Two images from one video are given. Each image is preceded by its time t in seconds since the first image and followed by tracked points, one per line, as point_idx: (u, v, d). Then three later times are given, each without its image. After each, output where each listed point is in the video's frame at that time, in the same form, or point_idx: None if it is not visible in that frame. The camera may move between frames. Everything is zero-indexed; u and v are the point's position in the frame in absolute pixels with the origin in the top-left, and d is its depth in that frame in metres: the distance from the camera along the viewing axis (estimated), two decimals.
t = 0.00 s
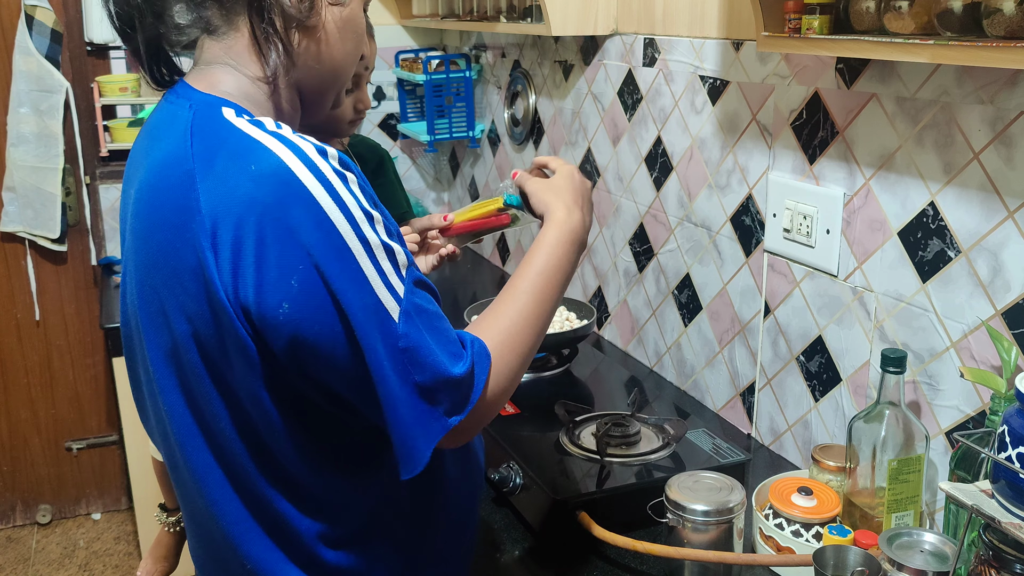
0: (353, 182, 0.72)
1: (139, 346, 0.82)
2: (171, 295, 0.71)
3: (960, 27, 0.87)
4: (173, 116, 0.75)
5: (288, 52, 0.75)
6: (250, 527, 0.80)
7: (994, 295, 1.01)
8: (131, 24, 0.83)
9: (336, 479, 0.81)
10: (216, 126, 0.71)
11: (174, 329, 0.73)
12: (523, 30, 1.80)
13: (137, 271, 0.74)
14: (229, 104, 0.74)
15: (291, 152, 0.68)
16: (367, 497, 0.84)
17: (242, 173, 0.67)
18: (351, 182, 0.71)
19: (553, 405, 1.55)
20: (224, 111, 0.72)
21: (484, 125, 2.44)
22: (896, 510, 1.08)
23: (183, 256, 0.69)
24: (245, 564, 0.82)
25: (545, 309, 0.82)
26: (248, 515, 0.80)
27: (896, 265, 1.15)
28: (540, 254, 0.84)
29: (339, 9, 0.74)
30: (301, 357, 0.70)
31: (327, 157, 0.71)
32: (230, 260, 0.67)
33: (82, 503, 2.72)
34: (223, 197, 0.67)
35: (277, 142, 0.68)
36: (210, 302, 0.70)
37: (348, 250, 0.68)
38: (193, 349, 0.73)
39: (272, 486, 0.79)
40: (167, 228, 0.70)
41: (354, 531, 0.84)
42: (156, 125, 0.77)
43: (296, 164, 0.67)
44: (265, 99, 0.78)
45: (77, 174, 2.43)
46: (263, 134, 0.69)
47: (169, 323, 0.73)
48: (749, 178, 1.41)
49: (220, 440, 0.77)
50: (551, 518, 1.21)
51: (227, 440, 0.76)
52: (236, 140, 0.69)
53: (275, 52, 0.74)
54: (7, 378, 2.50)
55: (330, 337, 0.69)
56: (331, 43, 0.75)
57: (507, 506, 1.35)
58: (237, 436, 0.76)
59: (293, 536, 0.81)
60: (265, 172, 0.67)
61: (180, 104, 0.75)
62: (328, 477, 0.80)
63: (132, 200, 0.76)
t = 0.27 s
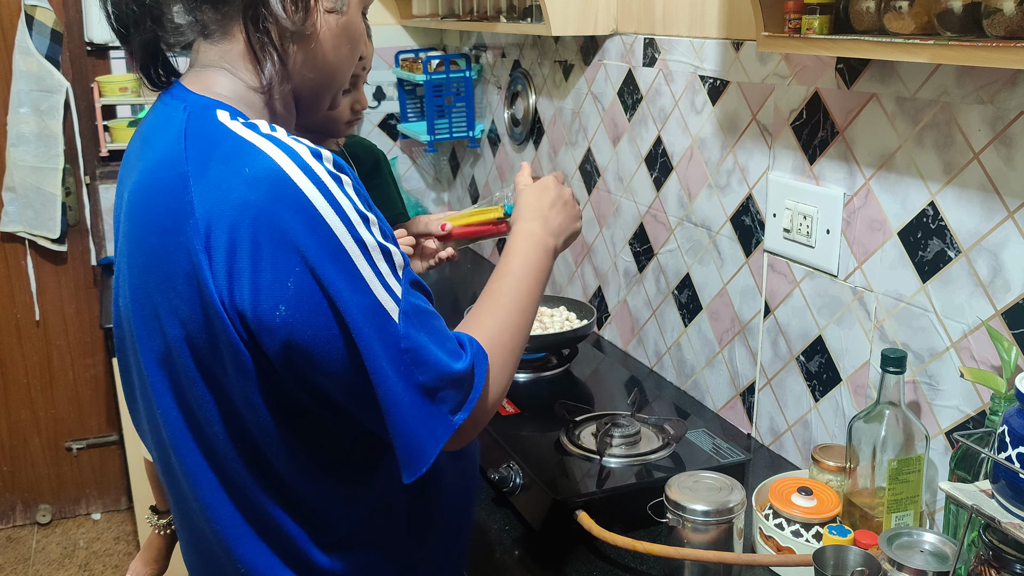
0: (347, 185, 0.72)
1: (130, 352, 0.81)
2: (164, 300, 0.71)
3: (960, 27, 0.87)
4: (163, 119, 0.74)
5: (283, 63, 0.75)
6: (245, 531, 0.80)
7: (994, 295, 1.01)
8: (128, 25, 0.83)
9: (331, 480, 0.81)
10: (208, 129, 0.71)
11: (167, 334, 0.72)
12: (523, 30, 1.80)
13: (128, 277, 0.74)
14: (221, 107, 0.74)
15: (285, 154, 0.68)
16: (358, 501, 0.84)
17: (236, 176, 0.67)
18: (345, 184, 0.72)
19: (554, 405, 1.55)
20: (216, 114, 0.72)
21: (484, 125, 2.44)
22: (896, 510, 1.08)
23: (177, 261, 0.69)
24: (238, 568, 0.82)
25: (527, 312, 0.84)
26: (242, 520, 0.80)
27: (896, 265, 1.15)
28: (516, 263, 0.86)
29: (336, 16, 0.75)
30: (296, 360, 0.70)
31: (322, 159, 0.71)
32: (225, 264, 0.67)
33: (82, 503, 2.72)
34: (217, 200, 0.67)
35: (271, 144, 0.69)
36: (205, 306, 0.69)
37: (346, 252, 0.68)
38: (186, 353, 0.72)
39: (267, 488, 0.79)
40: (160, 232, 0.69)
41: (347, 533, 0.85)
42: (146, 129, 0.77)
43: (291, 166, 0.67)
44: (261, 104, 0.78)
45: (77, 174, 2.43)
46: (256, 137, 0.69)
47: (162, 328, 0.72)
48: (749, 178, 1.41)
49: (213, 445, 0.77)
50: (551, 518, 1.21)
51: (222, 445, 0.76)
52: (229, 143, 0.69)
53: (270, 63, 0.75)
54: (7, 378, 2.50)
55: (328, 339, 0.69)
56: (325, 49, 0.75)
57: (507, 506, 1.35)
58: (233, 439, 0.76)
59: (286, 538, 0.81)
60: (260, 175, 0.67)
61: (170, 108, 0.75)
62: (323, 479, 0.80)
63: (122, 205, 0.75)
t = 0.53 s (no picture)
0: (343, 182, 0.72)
1: (124, 354, 0.81)
2: (160, 302, 0.71)
3: (960, 27, 0.87)
4: (156, 121, 0.74)
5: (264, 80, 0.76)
6: (240, 534, 0.80)
7: (994, 295, 1.01)
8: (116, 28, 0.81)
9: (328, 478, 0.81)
10: (201, 130, 0.71)
11: (163, 336, 0.72)
12: (523, 30, 1.80)
13: (122, 280, 0.74)
14: (214, 107, 0.73)
15: (280, 154, 0.68)
16: (354, 499, 0.84)
17: (232, 177, 0.67)
18: (341, 182, 0.72)
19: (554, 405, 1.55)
20: (209, 115, 0.72)
21: (484, 125, 2.45)
22: (896, 510, 1.08)
23: (173, 263, 0.69)
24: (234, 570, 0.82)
25: (540, 307, 0.84)
26: (237, 522, 0.80)
27: (896, 265, 1.15)
28: (539, 254, 0.86)
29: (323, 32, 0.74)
30: (295, 360, 0.70)
31: (317, 158, 0.71)
32: (222, 265, 0.67)
33: (82, 503, 2.72)
34: (213, 202, 0.67)
35: (265, 144, 0.68)
36: (201, 308, 0.69)
37: (344, 249, 0.68)
38: (182, 355, 0.72)
39: (263, 488, 0.79)
40: (155, 235, 0.69)
41: (346, 532, 0.85)
42: (139, 131, 0.76)
43: (286, 166, 0.67)
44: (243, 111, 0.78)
45: (77, 174, 2.43)
46: (249, 137, 0.69)
47: (157, 330, 0.72)
48: (749, 179, 1.41)
49: (208, 447, 0.77)
50: (551, 519, 1.21)
51: (218, 447, 0.76)
52: (223, 143, 0.69)
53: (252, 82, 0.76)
54: (7, 378, 2.50)
55: (326, 339, 0.69)
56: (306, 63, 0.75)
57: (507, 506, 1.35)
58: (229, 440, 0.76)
59: (280, 539, 0.81)
60: (256, 175, 0.66)
61: (163, 109, 0.74)
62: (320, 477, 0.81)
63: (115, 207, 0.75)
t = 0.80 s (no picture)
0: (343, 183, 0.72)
1: (121, 358, 0.81)
2: (159, 305, 0.70)
3: (960, 27, 0.87)
4: (151, 124, 0.74)
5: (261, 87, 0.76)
6: (238, 537, 0.80)
7: (994, 295, 1.01)
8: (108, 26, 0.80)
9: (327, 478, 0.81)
10: (199, 133, 0.70)
11: (162, 340, 0.72)
12: (523, 30, 1.80)
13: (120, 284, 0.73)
14: (210, 110, 0.73)
15: (280, 156, 0.68)
16: (353, 500, 0.85)
17: (232, 180, 0.67)
18: (341, 183, 0.72)
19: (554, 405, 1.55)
20: (206, 117, 0.72)
21: (484, 125, 2.45)
22: (896, 510, 1.08)
23: (172, 267, 0.69)
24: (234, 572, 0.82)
25: (533, 310, 0.86)
26: (236, 525, 0.80)
27: (896, 265, 1.15)
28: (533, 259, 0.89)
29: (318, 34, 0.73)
30: (297, 362, 0.70)
31: (316, 160, 0.71)
32: (223, 268, 0.67)
33: (82, 503, 2.72)
34: (213, 205, 0.67)
35: (264, 146, 0.68)
36: (201, 312, 0.69)
37: (345, 251, 0.68)
38: (182, 359, 0.72)
39: (263, 490, 0.79)
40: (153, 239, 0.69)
41: (343, 533, 0.86)
42: (135, 133, 0.76)
43: (286, 168, 0.67)
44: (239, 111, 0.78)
45: (77, 174, 2.43)
46: (248, 139, 0.69)
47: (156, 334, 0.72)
48: (749, 179, 1.41)
49: (208, 449, 0.76)
50: (551, 519, 1.21)
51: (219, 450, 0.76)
52: (222, 146, 0.69)
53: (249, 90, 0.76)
54: (7, 378, 2.50)
55: (328, 342, 0.69)
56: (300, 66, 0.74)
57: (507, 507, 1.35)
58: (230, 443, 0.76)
59: (280, 540, 0.82)
60: (256, 178, 0.66)
61: (158, 112, 0.74)
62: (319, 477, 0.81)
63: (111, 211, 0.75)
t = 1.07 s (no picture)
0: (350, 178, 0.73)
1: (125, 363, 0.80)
2: (169, 308, 0.70)
3: (960, 27, 0.87)
4: (154, 127, 0.73)
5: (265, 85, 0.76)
6: (247, 537, 0.80)
7: (994, 295, 1.01)
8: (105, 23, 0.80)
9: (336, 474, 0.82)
10: (205, 134, 0.70)
11: (172, 344, 0.71)
12: (523, 30, 1.80)
13: (125, 289, 0.72)
14: (213, 111, 0.73)
15: (290, 153, 0.68)
16: (362, 495, 0.85)
17: (243, 179, 0.67)
18: (349, 179, 0.72)
19: (554, 405, 1.55)
20: (210, 118, 0.72)
21: (484, 125, 2.45)
22: (896, 510, 1.08)
23: (183, 269, 0.68)
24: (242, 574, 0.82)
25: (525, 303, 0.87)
26: (245, 527, 0.80)
27: (896, 265, 1.15)
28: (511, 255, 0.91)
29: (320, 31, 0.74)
30: (312, 359, 0.70)
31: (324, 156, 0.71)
32: (237, 267, 0.67)
33: (82, 503, 2.72)
34: (225, 205, 0.67)
35: (273, 144, 0.68)
36: (214, 312, 0.69)
37: (358, 245, 0.69)
38: (192, 361, 0.72)
39: (274, 489, 0.79)
40: (163, 242, 0.68)
41: (353, 530, 0.86)
42: (135, 138, 0.75)
43: (297, 165, 0.67)
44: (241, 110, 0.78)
45: (77, 174, 2.43)
46: (256, 138, 0.69)
47: (166, 337, 0.71)
48: (749, 179, 1.41)
49: (219, 451, 0.76)
50: (551, 521, 1.21)
51: (230, 451, 0.76)
52: (230, 146, 0.69)
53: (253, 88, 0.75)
54: (7, 378, 2.50)
55: (345, 337, 0.69)
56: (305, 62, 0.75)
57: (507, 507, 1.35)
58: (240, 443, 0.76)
59: (291, 538, 0.82)
60: (268, 176, 0.67)
61: (160, 115, 0.73)
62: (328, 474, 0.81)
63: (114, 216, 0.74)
